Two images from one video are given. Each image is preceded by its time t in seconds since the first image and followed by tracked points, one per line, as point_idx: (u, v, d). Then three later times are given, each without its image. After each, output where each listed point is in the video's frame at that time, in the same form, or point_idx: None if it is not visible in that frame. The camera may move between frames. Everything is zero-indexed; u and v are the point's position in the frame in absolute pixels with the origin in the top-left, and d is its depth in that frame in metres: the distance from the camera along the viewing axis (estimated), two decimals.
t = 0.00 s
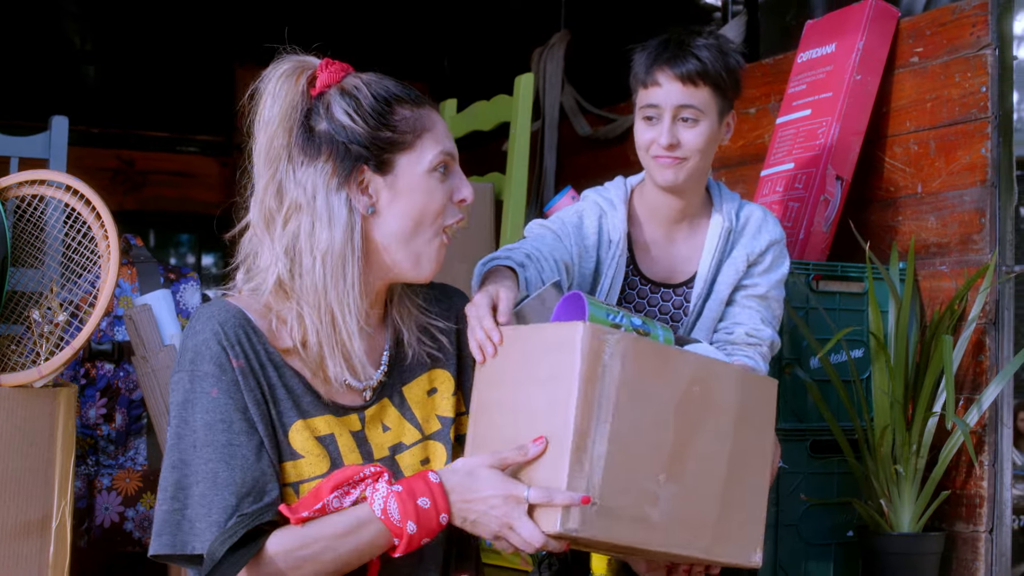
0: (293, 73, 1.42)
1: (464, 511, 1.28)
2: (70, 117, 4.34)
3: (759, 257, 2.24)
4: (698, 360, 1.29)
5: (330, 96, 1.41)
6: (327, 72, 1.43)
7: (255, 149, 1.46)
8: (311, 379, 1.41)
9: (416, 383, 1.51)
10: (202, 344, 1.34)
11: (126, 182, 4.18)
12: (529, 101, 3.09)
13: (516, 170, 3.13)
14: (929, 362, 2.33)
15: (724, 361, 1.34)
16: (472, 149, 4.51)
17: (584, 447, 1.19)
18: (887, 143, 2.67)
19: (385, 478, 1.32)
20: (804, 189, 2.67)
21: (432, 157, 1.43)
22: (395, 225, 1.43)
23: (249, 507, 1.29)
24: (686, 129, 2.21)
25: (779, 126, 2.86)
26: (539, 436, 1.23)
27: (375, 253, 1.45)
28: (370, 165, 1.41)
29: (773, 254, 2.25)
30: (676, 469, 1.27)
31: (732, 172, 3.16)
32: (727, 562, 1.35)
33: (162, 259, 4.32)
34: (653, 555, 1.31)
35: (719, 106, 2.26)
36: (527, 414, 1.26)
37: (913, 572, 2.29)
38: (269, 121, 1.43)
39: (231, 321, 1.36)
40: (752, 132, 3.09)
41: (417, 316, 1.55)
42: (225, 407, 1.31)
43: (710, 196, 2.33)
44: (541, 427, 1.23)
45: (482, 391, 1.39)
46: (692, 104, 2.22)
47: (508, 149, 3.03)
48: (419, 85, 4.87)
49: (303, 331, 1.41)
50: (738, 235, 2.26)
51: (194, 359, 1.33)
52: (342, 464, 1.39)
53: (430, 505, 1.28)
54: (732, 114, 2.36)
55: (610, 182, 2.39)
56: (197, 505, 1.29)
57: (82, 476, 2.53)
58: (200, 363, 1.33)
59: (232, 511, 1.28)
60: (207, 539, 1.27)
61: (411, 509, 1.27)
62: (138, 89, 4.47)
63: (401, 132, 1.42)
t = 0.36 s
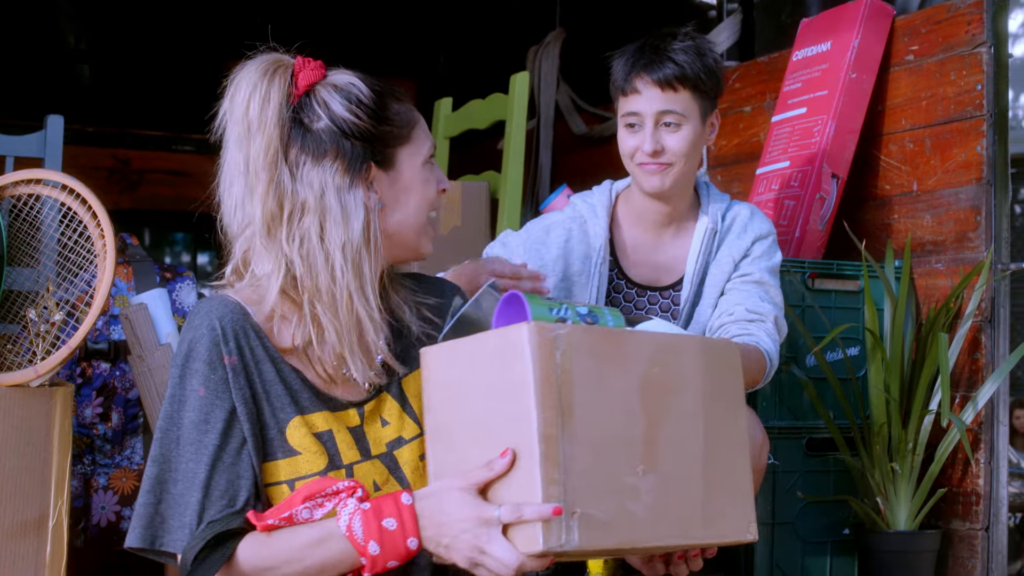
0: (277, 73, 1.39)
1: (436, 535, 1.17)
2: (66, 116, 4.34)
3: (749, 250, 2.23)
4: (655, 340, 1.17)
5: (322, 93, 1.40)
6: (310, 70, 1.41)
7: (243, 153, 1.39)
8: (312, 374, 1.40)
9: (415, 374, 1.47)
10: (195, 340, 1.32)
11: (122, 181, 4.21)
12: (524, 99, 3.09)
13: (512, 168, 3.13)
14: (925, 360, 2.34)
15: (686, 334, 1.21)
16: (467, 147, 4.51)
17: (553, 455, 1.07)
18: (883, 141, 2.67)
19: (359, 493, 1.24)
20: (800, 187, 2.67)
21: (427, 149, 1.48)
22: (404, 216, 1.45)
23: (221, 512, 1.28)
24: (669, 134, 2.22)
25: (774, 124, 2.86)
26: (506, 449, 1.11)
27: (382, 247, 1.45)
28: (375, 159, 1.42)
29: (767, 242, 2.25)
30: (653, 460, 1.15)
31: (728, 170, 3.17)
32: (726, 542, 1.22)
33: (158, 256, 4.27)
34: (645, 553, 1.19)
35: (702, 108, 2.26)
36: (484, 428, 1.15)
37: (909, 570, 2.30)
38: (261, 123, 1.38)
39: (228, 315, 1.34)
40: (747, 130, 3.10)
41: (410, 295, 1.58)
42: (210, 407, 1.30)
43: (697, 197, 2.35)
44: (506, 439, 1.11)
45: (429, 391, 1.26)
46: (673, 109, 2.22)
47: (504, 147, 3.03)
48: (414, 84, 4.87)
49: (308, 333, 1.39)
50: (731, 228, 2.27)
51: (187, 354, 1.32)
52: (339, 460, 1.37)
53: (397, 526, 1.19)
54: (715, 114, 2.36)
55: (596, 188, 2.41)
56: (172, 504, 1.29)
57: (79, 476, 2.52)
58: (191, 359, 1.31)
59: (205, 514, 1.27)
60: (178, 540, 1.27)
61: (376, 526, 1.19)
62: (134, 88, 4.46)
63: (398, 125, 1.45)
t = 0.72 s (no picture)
0: (275, 75, 1.41)
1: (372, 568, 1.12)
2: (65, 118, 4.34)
3: (752, 266, 2.19)
4: (596, 359, 1.10)
5: (320, 94, 1.41)
6: (308, 72, 1.43)
7: (241, 154, 1.40)
8: (304, 381, 1.38)
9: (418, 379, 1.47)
10: (186, 345, 1.30)
11: (120, 183, 4.20)
12: (523, 102, 3.10)
13: (510, 170, 3.13)
14: (923, 362, 2.34)
15: (630, 353, 1.14)
16: (466, 150, 4.52)
17: (490, 493, 1.02)
18: (882, 144, 2.68)
19: (302, 515, 1.20)
20: (798, 189, 2.67)
21: (425, 152, 1.50)
22: (399, 219, 1.48)
23: (187, 522, 1.25)
24: (651, 148, 2.22)
25: (773, 127, 2.87)
26: (446, 481, 1.06)
27: (378, 250, 1.47)
28: (371, 161, 1.44)
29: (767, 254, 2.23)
30: (598, 486, 1.09)
31: (726, 173, 3.17)
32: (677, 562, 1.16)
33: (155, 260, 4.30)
34: None
35: (685, 118, 2.25)
36: (419, 455, 1.11)
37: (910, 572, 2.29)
38: (259, 124, 1.39)
39: (224, 326, 1.31)
40: (746, 133, 3.10)
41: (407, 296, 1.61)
42: (191, 414, 1.26)
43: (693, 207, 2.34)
44: (446, 471, 1.06)
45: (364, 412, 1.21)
46: (653, 122, 2.23)
47: (503, 150, 3.03)
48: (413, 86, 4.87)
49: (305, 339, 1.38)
50: (733, 238, 2.24)
51: (176, 358, 1.29)
52: (335, 467, 1.36)
53: (330, 555, 1.13)
54: (705, 121, 2.33)
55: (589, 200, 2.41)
56: (133, 507, 1.25)
57: (78, 479, 2.50)
58: (178, 364, 1.28)
59: (170, 521, 1.24)
60: (138, 545, 1.24)
61: (311, 553, 1.14)
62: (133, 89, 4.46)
63: (395, 128, 1.47)
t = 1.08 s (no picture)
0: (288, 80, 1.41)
1: None
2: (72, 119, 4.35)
3: (744, 265, 2.23)
4: (547, 366, 1.03)
5: (335, 98, 1.41)
6: (321, 77, 1.43)
7: (258, 160, 1.40)
8: (308, 384, 1.38)
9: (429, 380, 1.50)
10: (190, 355, 1.29)
11: (127, 185, 4.24)
12: (529, 104, 3.10)
13: (517, 172, 3.13)
14: (930, 365, 2.34)
15: (588, 358, 1.07)
16: (472, 152, 4.52)
17: (445, 513, 0.96)
18: (888, 147, 2.67)
19: (267, 533, 1.16)
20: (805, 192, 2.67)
21: (440, 155, 1.50)
22: (416, 223, 1.48)
23: (173, 530, 1.23)
24: (614, 173, 2.30)
25: (779, 130, 2.86)
26: (403, 506, 1.00)
27: (397, 253, 1.46)
28: (388, 164, 1.44)
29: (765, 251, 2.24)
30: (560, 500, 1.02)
31: (733, 175, 3.17)
32: None
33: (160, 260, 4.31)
34: None
35: (648, 142, 2.28)
36: (370, 481, 1.05)
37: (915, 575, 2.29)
38: (274, 130, 1.39)
39: (229, 336, 1.31)
40: (752, 135, 3.10)
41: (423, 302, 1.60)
42: (187, 424, 1.25)
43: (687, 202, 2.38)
44: (401, 494, 1.00)
45: (308, 424, 1.15)
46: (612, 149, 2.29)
47: (509, 153, 3.03)
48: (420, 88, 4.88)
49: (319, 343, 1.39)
50: (728, 234, 2.27)
51: (180, 366, 1.29)
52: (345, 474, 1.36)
53: None
54: (681, 137, 2.30)
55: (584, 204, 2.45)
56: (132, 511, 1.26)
57: (85, 479, 2.43)
58: (181, 372, 1.28)
59: (157, 529, 1.22)
60: (130, 549, 1.24)
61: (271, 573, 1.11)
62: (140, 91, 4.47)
63: (411, 130, 1.47)
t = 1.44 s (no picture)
0: (307, 76, 1.42)
1: None
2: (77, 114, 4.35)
3: (726, 258, 2.26)
4: (563, 382, 1.00)
5: (355, 95, 1.43)
6: (340, 74, 1.44)
7: (277, 153, 1.41)
8: (318, 379, 1.38)
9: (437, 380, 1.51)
10: (203, 348, 1.29)
11: (132, 180, 4.33)
12: (534, 100, 3.09)
13: (521, 168, 3.13)
14: (934, 363, 2.33)
15: (600, 379, 1.03)
16: (477, 148, 4.52)
17: (448, 533, 0.93)
18: (894, 144, 2.67)
19: (272, 538, 1.15)
20: (810, 189, 2.68)
21: (456, 155, 1.52)
22: (431, 219, 1.48)
23: (191, 521, 1.22)
24: (602, 176, 2.31)
25: (785, 127, 2.86)
26: (406, 521, 0.98)
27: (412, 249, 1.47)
28: (406, 161, 1.45)
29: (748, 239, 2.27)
30: (567, 520, 1.00)
31: (738, 172, 3.17)
32: None
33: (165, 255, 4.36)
34: None
35: (637, 145, 2.29)
36: (376, 490, 1.02)
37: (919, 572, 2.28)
38: (293, 124, 1.40)
39: (241, 329, 1.32)
40: (758, 132, 3.10)
41: (434, 302, 1.61)
42: (202, 416, 1.25)
43: (671, 198, 2.39)
44: (405, 509, 0.98)
45: (318, 427, 1.12)
46: (600, 153, 2.30)
47: (515, 149, 3.02)
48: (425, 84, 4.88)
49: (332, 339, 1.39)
50: (711, 224, 2.30)
51: (193, 359, 1.29)
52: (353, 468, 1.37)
53: None
54: (668, 141, 2.32)
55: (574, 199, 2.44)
56: (149, 504, 1.25)
57: (88, 472, 2.42)
58: (194, 365, 1.28)
59: (175, 520, 1.22)
60: (149, 542, 1.23)
61: None
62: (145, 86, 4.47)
63: (428, 129, 1.48)
